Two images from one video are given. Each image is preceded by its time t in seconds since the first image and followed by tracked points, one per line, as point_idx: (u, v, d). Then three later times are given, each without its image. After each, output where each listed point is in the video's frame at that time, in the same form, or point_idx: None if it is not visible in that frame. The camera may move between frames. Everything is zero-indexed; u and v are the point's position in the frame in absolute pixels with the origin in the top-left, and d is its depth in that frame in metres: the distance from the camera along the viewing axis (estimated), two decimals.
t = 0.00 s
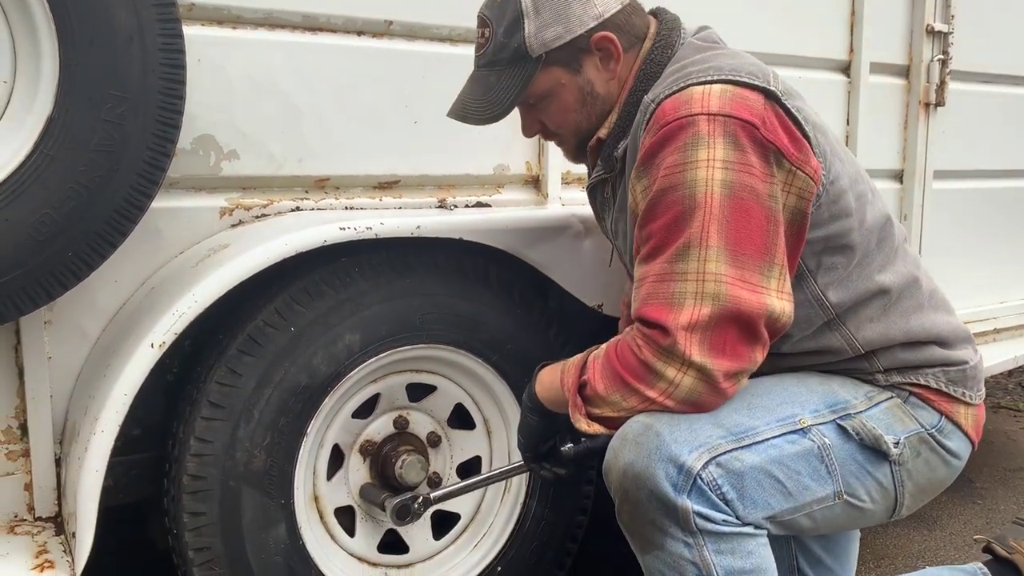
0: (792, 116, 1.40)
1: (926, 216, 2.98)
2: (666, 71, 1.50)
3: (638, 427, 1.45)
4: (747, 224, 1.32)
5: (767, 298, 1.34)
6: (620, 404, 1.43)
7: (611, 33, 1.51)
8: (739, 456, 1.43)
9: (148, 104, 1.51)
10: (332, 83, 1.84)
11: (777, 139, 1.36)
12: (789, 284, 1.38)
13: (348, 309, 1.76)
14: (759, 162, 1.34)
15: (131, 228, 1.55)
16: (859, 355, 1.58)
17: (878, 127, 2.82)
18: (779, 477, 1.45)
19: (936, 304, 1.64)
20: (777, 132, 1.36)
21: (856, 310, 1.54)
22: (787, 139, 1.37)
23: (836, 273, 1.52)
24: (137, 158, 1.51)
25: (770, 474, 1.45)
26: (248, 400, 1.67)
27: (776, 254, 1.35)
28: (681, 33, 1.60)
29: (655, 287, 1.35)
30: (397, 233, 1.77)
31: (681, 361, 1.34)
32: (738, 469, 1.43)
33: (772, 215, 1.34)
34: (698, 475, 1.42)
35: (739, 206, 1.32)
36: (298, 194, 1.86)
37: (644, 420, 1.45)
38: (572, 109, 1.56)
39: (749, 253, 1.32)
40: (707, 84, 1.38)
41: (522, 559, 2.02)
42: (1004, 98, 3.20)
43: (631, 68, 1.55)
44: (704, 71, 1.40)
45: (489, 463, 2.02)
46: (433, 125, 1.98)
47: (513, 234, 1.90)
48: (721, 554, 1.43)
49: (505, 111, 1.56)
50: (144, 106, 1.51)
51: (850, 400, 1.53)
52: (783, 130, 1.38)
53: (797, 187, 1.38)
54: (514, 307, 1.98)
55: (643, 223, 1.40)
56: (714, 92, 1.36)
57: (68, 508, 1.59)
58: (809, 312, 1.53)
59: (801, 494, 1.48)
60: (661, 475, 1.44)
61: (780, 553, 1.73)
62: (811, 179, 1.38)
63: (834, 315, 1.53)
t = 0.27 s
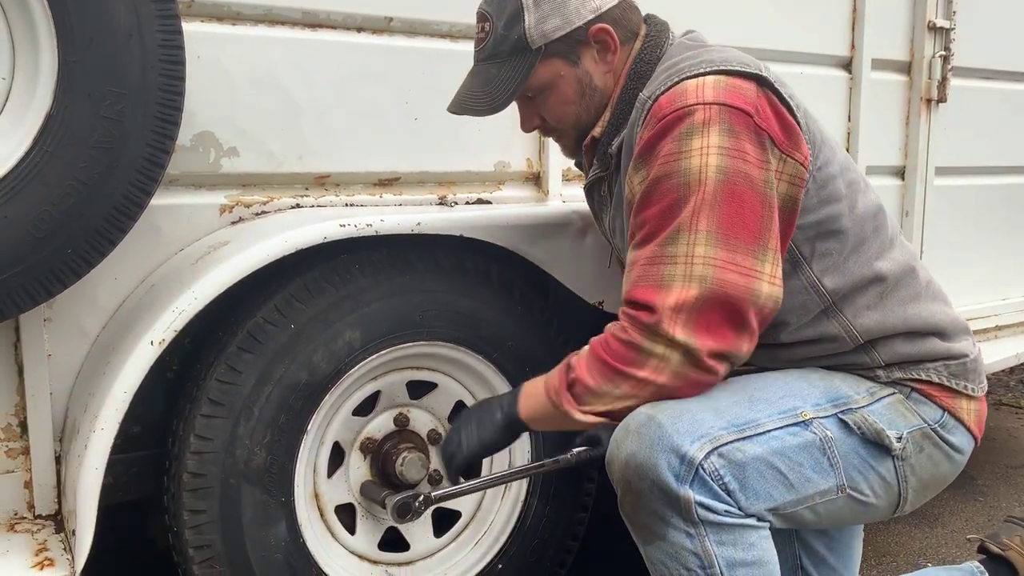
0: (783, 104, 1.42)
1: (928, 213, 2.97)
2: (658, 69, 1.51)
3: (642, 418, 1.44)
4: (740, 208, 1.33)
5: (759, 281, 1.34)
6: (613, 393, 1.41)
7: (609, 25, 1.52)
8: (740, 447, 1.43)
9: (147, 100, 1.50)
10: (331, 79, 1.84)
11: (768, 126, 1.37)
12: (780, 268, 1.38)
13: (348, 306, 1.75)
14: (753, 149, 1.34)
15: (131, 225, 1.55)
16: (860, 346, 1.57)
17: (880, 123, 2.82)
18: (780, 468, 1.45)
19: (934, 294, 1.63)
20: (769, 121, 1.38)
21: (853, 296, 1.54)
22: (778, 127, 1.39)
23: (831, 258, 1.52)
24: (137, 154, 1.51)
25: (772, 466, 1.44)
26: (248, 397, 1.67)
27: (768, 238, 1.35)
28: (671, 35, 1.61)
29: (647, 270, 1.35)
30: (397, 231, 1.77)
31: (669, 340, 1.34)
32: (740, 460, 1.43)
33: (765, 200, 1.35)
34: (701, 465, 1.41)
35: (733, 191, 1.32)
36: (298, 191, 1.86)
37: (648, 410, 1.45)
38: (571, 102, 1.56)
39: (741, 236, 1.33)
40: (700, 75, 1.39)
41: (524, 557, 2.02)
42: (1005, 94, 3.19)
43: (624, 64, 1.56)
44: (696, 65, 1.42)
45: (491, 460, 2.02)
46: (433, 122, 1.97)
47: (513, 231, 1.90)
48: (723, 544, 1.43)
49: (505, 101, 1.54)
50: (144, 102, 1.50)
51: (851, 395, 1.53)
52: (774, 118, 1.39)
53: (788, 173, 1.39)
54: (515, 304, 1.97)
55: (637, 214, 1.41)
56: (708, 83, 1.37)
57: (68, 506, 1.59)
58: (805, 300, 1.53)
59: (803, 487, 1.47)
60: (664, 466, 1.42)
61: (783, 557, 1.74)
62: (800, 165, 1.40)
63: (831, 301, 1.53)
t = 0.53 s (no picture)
0: (771, 143, 1.41)
1: (929, 210, 2.97)
2: (662, 93, 1.51)
3: (661, 406, 1.50)
4: (681, 242, 1.35)
5: (676, 309, 1.37)
6: (501, 408, 1.44)
7: (624, 30, 1.51)
8: (758, 442, 1.43)
9: (147, 97, 1.50)
10: (332, 77, 1.83)
11: (744, 170, 1.36)
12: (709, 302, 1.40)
13: (348, 303, 1.75)
14: (720, 190, 1.35)
15: (131, 223, 1.55)
16: (865, 359, 1.55)
17: (881, 120, 2.81)
18: (796, 466, 1.44)
19: (947, 305, 1.60)
20: (747, 161, 1.37)
21: (852, 313, 1.53)
22: (755, 170, 1.38)
23: (826, 280, 1.51)
24: (136, 152, 1.50)
25: (788, 464, 1.44)
26: (249, 396, 1.67)
27: (701, 273, 1.37)
28: (685, 48, 1.60)
29: (581, 282, 1.42)
30: (398, 228, 1.77)
31: (572, 347, 1.40)
32: (757, 456, 1.43)
33: (712, 239, 1.36)
34: (718, 457, 1.42)
35: (677, 226, 1.35)
36: (299, 189, 1.86)
37: (667, 399, 1.50)
38: (580, 106, 1.56)
39: (671, 268, 1.36)
40: (688, 114, 1.41)
41: (526, 554, 2.01)
42: (1007, 91, 3.19)
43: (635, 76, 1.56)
44: (695, 100, 1.43)
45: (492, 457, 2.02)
46: (434, 119, 1.97)
47: (514, 229, 1.89)
48: (731, 538, 1.43)
49: (517, 100, 1.53)
50: (144, 100, 1.50)
51: (867, 399, 1.52)
52: (755, 161, 1.38)
53: (757, 217, 1.39)
54: (515, 301, 1.98)
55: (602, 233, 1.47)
56: (690, 123, 1.39)
57: (70, 504, 1.59)
58: (801, 319, 1.53)
59: (817, 486, 1.46)
60: (679, 454, 1.44)
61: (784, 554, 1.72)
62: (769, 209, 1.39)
63: (828, 320, 1.52)
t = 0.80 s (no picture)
0: (786, 154, 1.40)
1: (930, 205, 2.96)
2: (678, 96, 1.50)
3: (662, 401, 1.51)
4: (694, 253, 1.35)
5: (687, 320, 1.37)
6: (511, 413, 1.43)
7: (652, 25, 1.49)
8: (758, 437, 1.43)
9: (145, 94, 1.50)
10: (331, 73, 1.83)
11: (759, 181, 1.35)
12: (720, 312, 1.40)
13: (347, 300, 1.75)
14: (731, 202, 1.34)
15: (130, 220, 1.55)
16: (864, 362, 1.55)
17: (882, 115, 2.81)
18: (796, 462, 1.44)
19: (951, 316, 1.59)
20: (762, 174, 1.36)
21: (855, 322, 1.52)
22: (768, 180, 1.37)
23: (833, 292, 1.49)
24: (134, 149, 1.50)
25: (789, 460, 1.44)
26: (248, 393, 1.67)
27: (714, 284, 1.36)
28: (711, 45, 1.58)
29: (594, 288, 1.42)
30: (398, 224, 1.76)
31: (581, 356, 1.39)
32: (756, 451, 1.43)
33: (725, 251, 1.36)
34: (717, 451, 1.42)
35: (689, 236, 1.34)
36: (298, 185, 1.86)
37: (669, 394, 1.51)
38: (601, 96, 1.56)
39: (683, 279, 1.35)
40: (703, 120, 1.39)
41: (527, 551, 2.01)
42: (1007, 86, 3.18)
43: (660, 70, 1.55)
44: (711, 106, 1.41)
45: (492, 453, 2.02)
46: (433, 115, 1.97)
47: (513, 225, 1.89)
48: (730, 533, 1.43)
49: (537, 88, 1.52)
50: (141, 96, 1.49)
51: (868, 398, 1.51)
52: (770, 172, 1.37)
53: (770, 227, 1.38)
54: (515, 297, 1.97)
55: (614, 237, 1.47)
56: (705, 131, 1.37)
57: (70, 501, 1.59)
58: (801, 326, 1.53)
59: (817, 482, 1.46)
60: (678, 448, 1.44)
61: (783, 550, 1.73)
62: (783, 221, 1.38)
63: (829, 327, 1.52)
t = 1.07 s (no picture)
0: (774, 141, 1.40)
1: (930, 200, 2.96)
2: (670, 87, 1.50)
3: (648, 395, 1.51)
4: (682, 238, 1.35)
5: (677, 306, 1.37)
6: (508, 405, 1.43)
7: (648, 17, 1.50)
8: (745, 431, 1.43)
9: (143, 89, 1.49)
10: (329, 68, 1.82)
11: (746, 165, 1.36)
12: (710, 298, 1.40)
13: (347, 295, 1.75)
14: (718, 186, 1.34)
15: (129, 216, 1.54)
16: (860, 348, 1.55)
17: (882, 110, 2.80)
18: (786, 456, 1.43)
19: (954, 301, 1.56)
20: (748, 159, 1.36)
21: (849, 307, 1.52)
22: (755, 166, 1.37)
23: (824, 277, 1.49)
24: (132, 145, 1.50)
25: (778, 454, 1.43)
26: (247, 388, 1.66)
27: (703, 270, 1.36)
28: (707, 38, 1.58)
29: (586, 275, 1.42)
30: (398, 220, 1.75)
31: (576, 346, 1.39)
32: (744, 445, 1.42)
33: (713, 236, 1.35)
34: (701, 446, 1.42)
35: (677, 221, 1.34)
36: (297, 181, 1.85)
37: (655, 388, 1.51)
38: (596, 87, 1.56)
39: (672, 264, 1.35)
40: (691, 108, 1.40)
41: (527, 546, 2.01)
42: (1008, 80, 3.17)
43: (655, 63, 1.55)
44: (703, 95, 1.41)
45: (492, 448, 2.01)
46: (433, 110, 1.96)
47: (512, 220, 1.88)
48: (715, 529, 1.43)
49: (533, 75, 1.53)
50: (139, 91, 1.49)
51: (864, 389, 1.50)
52: (757, 158, 1.38)
53: (757, 213, 1.38)
54: (515, 293, 1.97)
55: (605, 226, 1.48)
56: (693, 117, 1.38)
57: (69, 497, 1.59)
58: (794, 312, 1.53)
59: (809, 476, 1.45)
60: (662, 443, 1.45)
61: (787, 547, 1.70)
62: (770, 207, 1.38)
63: (823, 313, 1.52)
